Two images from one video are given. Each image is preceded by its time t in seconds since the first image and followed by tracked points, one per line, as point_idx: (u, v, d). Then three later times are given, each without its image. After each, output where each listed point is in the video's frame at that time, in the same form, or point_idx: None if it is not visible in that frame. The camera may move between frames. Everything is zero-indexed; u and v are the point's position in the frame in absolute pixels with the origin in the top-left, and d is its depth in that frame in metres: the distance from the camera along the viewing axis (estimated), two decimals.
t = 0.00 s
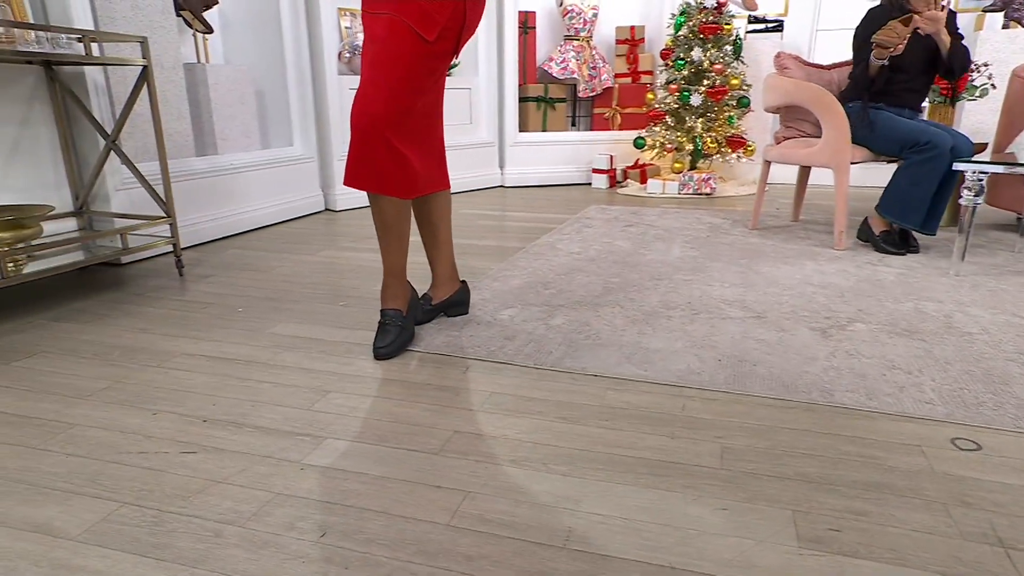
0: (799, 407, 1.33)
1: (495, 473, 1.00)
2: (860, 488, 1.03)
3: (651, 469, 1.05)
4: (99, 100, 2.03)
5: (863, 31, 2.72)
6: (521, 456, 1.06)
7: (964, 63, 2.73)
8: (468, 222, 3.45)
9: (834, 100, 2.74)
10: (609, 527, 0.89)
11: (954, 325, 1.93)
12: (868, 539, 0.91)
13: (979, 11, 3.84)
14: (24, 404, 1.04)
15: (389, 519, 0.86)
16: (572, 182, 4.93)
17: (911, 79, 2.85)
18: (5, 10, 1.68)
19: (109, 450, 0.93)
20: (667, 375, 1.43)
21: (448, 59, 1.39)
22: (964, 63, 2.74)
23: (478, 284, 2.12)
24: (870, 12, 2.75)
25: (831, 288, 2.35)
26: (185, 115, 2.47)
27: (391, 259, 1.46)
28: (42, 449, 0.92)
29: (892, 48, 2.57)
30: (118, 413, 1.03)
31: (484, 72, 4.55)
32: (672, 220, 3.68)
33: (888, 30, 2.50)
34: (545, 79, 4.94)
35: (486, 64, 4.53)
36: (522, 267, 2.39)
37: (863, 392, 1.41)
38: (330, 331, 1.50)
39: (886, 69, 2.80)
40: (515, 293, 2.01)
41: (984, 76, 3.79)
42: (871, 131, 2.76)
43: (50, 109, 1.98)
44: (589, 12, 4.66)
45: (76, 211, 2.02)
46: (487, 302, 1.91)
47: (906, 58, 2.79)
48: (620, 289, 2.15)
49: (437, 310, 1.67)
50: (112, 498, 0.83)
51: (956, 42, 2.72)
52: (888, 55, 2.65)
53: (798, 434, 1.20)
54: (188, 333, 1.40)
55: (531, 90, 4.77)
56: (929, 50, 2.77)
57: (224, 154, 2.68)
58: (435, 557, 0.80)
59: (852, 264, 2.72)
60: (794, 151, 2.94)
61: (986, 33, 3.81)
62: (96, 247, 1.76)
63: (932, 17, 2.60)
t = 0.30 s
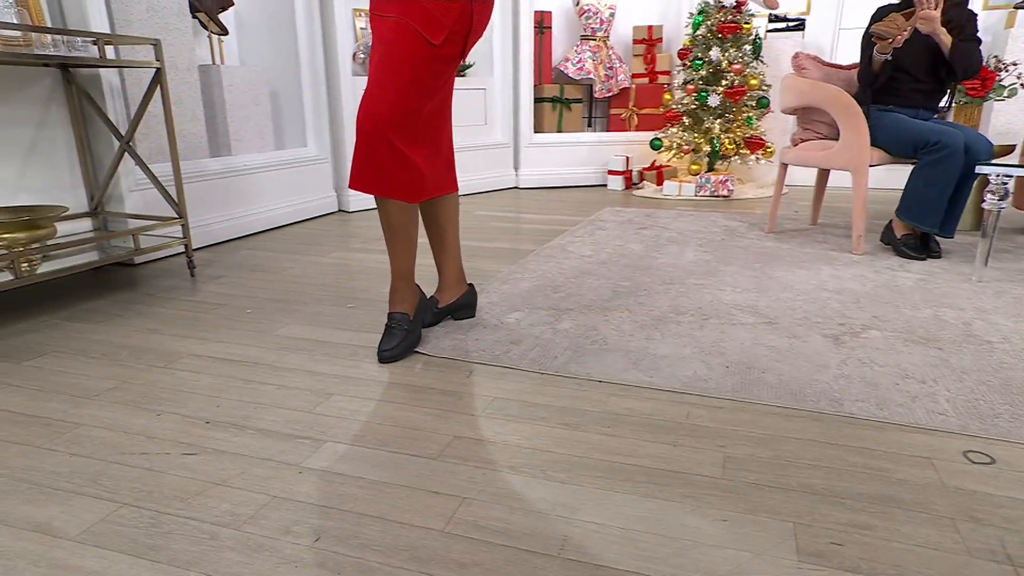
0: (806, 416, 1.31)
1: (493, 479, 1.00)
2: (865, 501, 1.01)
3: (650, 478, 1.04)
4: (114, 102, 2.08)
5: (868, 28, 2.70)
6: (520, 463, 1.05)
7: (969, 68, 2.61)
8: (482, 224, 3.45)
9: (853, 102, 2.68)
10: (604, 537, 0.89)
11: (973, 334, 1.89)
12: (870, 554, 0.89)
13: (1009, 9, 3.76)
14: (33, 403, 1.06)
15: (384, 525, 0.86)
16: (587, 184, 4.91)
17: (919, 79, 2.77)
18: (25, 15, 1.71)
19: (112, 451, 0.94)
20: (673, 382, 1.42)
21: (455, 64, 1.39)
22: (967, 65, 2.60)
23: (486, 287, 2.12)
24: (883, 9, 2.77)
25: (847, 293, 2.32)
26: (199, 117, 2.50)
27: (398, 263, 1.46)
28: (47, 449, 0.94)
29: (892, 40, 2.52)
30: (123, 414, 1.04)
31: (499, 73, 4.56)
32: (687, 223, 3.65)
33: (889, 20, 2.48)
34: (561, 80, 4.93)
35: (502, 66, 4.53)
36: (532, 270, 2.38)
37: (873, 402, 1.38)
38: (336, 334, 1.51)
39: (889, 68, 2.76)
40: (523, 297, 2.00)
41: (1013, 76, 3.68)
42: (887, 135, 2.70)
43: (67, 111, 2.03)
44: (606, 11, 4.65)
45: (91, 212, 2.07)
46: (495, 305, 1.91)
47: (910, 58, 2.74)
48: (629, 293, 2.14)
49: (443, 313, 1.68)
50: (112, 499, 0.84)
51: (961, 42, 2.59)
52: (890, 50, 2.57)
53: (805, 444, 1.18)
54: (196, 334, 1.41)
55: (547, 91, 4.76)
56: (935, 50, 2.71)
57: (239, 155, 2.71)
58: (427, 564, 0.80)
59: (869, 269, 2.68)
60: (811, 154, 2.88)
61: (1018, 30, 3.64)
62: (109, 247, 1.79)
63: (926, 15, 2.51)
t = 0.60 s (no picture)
0: (812, 423, 1.29)
1: (489, 484, 1.00)
2: (867, 511, 0.99)
3: (648, 485, 1.03)
4: (127, 102, 2.12)
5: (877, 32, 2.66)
6: (518, 467, 1.05)
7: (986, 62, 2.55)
8: (494, 225, 3.45)
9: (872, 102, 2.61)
10: (598, 544, 0.88)
11: (991, 341, 1.84)
12: (869, 566, 0.87)
13: None
14: (40, 401, 1.08)
15: (377, 528, 0.86)
16: (602, 185, 4.89)
17: (935, 79, 2.71)
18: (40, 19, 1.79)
19: (113, 450, 0.96)
20: (677, 388, 1.40)
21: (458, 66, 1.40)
22: (984, 60, 2.56)
23: (495, 289, 2.12)
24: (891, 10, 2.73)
25: (861, 298, 2.28)
26: (212, 117, 2.53)
27: (401, 264, 1.47)
28: (50, 448, 0.95)
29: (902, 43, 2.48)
30: (126, 413, 1.06)
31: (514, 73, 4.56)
32: (701, 225, 3.61)
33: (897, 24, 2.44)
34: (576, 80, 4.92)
35: (517, 66, 4.53)
36: (541, 272, 2.37)
37: (883, 410, 1.35)
38: (341, 335, 1.52)
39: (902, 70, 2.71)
40: (531, 300, 1.99)
41: None
42: (905, 137, 2.65)
43: (81, 111, 2.08)
44: (622, 11, 4.63)
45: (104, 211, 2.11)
46: (501, 307, 1.90)
47: (924, 59, 2.68)
48: (638, 296, 2.12)
49: (449, 315, 1.68)
50: (111, 498, 0.85)
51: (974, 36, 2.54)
52: (901, 53, 2.54)
53: (809, 451, 1.17)
54: (203, 334, 1.43)
55: (562, 91, 4.74)
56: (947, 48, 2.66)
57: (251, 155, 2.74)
58: (418, 568, 0.80)
59: (886, 273, 2.63)
60: (827, 156, 2.82)
61: None
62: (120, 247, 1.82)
63: (935, 12, 2.48)
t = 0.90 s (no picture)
0: (817, 427, 1.26)
1: (484, 485, 1.00)
2: (868, 518, 0.97)
3: (645, 489, 1.02)
4: (138, 101, 2.16)
5: (889, 34, 2.61)
6: (513, 469, 1.05)
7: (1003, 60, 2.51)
8: (506, 225, 3.45)
9: (889, 100, 2.56)
10: (590, 547, 0.88)
11: (1008, 347, 1.80)
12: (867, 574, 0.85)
13: None
14: (46, 398, 1.10)
15: (370, 528, 0.87)
16: (616, 185, 4.86)
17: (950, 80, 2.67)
18: (55, 19, 1.81)
19: (113, 447, 0.97)
20: (680, 391, 1.39)
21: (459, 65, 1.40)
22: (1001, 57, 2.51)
23: (502, 289, 2.11)
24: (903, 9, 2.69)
25: (875, 301, 2.24)
26: (224, 116, 2.56)
27: (405, 264, 1.48)
28: (53, 443, 0.97)
29: (916, 46, 2.44)
30: (129, 410, 1.08)
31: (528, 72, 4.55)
32: (715, 226, 3.58)
33: (909, 27, 2.40)
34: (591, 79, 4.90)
35: (531, 66, 4.52)
36: (549, 273, 2.36)
37: (891, 414, 1.32)
38: (346, 334, 1.53)
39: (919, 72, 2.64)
40: (537, 301, 1.99)
41: None
42: (922, 135, 2.60)
43: (94, 111, 2.12)
44: (638, 9, 4.62)
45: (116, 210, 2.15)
46: (507, 308, 1.90)
47: (939, 60, 2.63)
48: (646, 298, 2.11)
49: (453, 315, 1.68)
50: (108, 494, 0.86)
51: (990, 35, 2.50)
52: (916, 56, 2.48)
53: (812, 456, 1.15)
54: (209, 332, 1.45)
55: (576, 91, 4.72)
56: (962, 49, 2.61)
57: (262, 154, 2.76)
58: (407, 568, 0.80)
59: (903, 276, 2.58)
60: (844, 155, 2.77)
61: None
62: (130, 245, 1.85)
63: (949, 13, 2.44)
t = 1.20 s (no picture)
0: (821, 431, 1.24)
1: (479, 485, 1.00)
2: (867, 525, 0.95)
3: (641, 491, 1.01)
4: (150, 100, 2.21)
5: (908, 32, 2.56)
6: (510, 469, 1.05)
7: None
8: (518, 225, 3.45)
9: (908, 99, 2.52)
10: (582, 548, 0.88)
11: None
12: None
13: None
14: (53, 393, 1.13)
15: (363, 525, 0.87)
16: (631, 185, 4.84)
17: (972, 79, 2.61)
18: (68, 17, 1.85)
19: (115, 442, 0.99)
20: (683, 393, 1.38)
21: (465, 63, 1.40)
22: None
23: (510, 289, 2.11)
24: (924, 6, 2.64)
25: (890, 304, 2.21)
26: (236, 116, 2.59)
27: (410, 262, 1.48)
28: (57, 437, 0.99)
29: (933, 47, 2.39)
30: (132, 406, 1.09)
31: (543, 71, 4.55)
32: (729, 227, 3.54)
33: (927, 28, 2.34)
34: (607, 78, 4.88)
35: (546, 65, 4.51)
36: (558, 273, 2.36)
37: (899, 418, 1.30)
38: (351, 333, 1.54)
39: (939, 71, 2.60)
40: (544, 301, 1.98)
41: None
42: (941, 134, 2.55)
43: (107, 110, 2.17)
44: (654, 6, 4.58)
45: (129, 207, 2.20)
46: (514, 308, 1.90)
47: (960, 60, 2.58)
48: (655, 299, 2.09)
49: (458, 314, 1.69)
50: (107, 488, 0.88)
51: (1013, 33, 2.43)
52: (934, 56, 2.44)
53: (814, 460, 1.13)
54: (216, 330, 1.47)
55: (591, 89, 4.71)
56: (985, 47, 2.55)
57: (274, 152, 2.79)
58: (398, 566, 0.81)
59: (920, 278, 2.54)
60: (861, 155, 2.72)
61: None
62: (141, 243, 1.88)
63: (970, 10, 2.38)
